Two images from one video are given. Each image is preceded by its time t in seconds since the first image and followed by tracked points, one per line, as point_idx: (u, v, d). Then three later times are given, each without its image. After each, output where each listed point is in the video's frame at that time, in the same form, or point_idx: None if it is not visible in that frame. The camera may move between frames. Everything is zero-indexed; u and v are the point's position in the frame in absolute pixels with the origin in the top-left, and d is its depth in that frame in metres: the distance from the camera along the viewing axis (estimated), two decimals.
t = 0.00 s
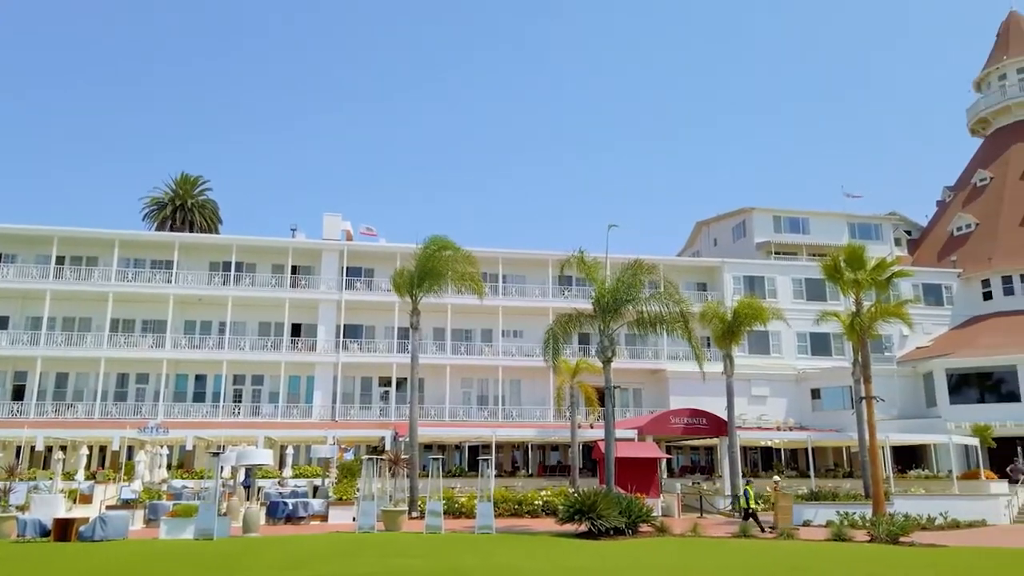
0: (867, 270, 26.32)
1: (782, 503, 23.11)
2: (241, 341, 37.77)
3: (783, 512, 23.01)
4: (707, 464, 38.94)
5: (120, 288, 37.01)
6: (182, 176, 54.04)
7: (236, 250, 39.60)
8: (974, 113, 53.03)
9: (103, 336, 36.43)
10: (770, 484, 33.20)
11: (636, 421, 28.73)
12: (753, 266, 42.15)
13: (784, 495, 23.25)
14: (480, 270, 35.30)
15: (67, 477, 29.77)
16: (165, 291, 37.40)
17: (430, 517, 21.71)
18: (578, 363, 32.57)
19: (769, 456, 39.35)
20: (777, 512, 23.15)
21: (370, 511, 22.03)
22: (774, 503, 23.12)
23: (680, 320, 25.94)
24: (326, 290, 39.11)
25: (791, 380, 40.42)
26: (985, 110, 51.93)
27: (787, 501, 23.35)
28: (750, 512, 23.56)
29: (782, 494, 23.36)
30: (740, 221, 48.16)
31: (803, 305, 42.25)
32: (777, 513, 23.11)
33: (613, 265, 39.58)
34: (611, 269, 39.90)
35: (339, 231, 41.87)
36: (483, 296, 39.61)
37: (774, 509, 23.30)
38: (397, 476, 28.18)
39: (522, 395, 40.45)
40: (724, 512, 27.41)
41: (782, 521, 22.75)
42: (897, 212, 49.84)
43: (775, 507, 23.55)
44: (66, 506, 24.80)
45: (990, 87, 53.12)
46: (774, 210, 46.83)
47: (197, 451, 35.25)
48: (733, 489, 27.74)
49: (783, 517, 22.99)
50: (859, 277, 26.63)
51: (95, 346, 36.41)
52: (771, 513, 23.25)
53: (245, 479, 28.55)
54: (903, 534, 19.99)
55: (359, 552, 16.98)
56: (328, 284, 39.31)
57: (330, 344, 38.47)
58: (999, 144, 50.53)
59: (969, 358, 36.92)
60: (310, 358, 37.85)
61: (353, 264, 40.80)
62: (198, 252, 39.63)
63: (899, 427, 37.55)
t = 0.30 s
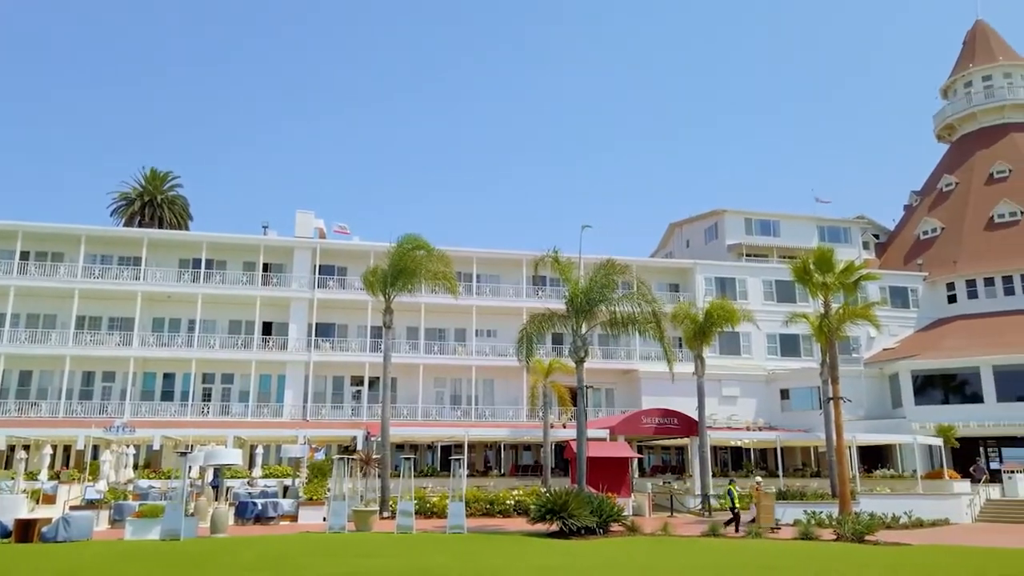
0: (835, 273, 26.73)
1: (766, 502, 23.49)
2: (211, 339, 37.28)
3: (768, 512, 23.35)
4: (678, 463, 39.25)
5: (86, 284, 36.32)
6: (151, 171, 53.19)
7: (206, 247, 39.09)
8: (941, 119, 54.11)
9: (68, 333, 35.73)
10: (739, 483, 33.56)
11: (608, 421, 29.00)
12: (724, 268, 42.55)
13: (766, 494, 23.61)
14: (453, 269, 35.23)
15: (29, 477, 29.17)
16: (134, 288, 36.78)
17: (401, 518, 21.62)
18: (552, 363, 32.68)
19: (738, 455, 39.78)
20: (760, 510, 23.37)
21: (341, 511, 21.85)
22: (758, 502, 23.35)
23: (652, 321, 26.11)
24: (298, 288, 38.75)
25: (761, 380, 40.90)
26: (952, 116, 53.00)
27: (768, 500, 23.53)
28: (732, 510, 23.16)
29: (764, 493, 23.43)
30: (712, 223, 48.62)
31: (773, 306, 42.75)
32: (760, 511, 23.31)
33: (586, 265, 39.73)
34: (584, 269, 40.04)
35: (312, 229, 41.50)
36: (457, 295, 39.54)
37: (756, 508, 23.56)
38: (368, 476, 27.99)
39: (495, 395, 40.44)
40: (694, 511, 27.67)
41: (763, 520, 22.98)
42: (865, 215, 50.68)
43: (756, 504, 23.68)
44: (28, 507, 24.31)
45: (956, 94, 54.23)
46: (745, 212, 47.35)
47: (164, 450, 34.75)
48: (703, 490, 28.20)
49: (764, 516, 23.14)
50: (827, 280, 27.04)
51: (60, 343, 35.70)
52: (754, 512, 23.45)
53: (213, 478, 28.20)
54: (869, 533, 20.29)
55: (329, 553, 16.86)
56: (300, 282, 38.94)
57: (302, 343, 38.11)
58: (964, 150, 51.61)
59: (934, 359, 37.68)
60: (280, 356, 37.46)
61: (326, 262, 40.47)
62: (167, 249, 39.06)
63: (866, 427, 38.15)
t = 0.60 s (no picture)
0: (805, 275, 27.08)
1: (749, 502, 23.30)
2: (180, 337, 36.76)
3: (751, 512, 23.09)
4: (650, 463, 39.51)
5: (52, 281, 35.60)
6: (119, 166, 52.29)
7: (176, 244, 38.55)
8: (909, 125, 55.11)
9: (33, 331, 34.99)
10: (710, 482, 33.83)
11: (581, 421, 29.18)
12: (696, 270, 42.88)
13: (749, 495, 23.46)
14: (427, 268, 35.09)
15: None
16: (101, 285, 36.14)
17: (372, 518, 21.50)
18: (525, 363, 32.74)
19: (709, 455, 40.15)
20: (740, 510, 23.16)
21: (311, 511, 21.66)
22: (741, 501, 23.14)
23: (626, 321, 26.22)
24: (270, 286, 38.32)
25: (731, 381, 41.32)
26: (919, 122, 53.99)
27: (750, 500, 23.45)
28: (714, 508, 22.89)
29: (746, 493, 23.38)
30: (685, 225, 49.01)
31: (743, 308, 43.19)
32: (743, 511, 23.09)
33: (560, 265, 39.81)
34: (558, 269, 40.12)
35: (285, 226, 41.08)
36: (431, 295, 39.43)
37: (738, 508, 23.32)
38: (339, 476, 27.79)
39: (469, 395, 40.40)
40: (665, 510, 27.88)
41: (748, 520, 22.93)
42: (835, 219, 51.44)
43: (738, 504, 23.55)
44: None
45: (924, 101, 55.25)
46: (718, 215, 47.81)
47: (131, 450, 34.21)
48: (674, 491, 28.46)
49: (748, 515, 23.09)
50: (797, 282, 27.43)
51: (23, 341, 34.94)
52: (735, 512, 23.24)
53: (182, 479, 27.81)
54: (835, 531, 20.59)
55: (299, 553, 16.71)
56: (272, 280, 38.52)
57: (274, 341, 37.72)
58: (931, 156, 52.60)
59: (900, 361, 38.38)
60: (251, 355, 37.05)
61: (298, 261, 40.09)
62: (135, 245, 38.48)
63: (833, 428, 38.70)
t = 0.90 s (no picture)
0: (774, 278, 27.45)
1: (731, 503, 23.29)
2: (147, 336, 36.14)
3: (733, 512, 23.12)
4: (621, 463, 39.75)
5: (15, 277, 34.78)
6: (86, 160, 51.31)
7: (143, 241, 37.91)
8: (876, 131, 56.13)
9: None
10: (680, 482, 34.11)
11: (553, 421, 29.31)
12: (668, 271, 43.22)
13: (731, 494, 23.50)
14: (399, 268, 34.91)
15: None
16: (65, 282, 35.39)
17: (341, 518, 21.34)
18: (498, 363, 32.77)
19: (679, 455, 40.49)
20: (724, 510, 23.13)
21: (279, 512, 21.41)
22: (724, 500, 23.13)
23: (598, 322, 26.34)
24: (239, 284, 37.83)
25: (701, 382, 41.74)
26: (887, 129, 55.01)
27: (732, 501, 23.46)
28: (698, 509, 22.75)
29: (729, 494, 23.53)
30: (657, 227, 49.38)
31: (714, 310, 43.64)
32: (724, 511, 23.10)
33: (533, 266, 39.85)
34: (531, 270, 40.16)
35: (255, 224, 40.61)
36: (403, 294, 39.24)
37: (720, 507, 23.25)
38: (308, 476, 27.54)
39: (440, 395, 40.30)
40: (635, 510, 28.09)
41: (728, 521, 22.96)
42: (804, 223, 52.18)
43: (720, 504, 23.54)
44: None
45: (891, 107, 56.27)
46: (689, 217, 48.23)
47: (95, 450, 33.58)
48: (644, 490, 28.68)
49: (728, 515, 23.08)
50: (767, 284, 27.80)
51: None
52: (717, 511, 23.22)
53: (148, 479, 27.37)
54: (801, 531, 20.90)
55: (268, 555, 16.50)
56: (242, 278, 38.03)
57: (243, 340, 37.28)
58: (897, 161, 53.59)
59: (866, 363, 39.06)
60: (220, 354, 36.56)
61: (269, 259, 39.67)
62: (101, 242, 37.77)
63: (801, 428, 39.26)
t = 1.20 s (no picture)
0: (744, 280, 27.77)
1: (711, 502, 23.42)
2: (113, 333, 35.50)
3: (712, 511, 23.18)
4: (592, 463, 39.91)
5: None
6: (51, 154, 50.25)
7: (110, 237, 37.23)
8: (845, 137, 57.05)
9: None
10: (650, 482, 34.35)
11: (525, 421, 29.38)
12: (640, 273, 43.49)
13: (711, 495, 23.67)
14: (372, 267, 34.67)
15: None
16: (29, 278, 34.64)
17: (310, 519, 21.14)
18: (470, 363, 32.76)
19: (650, 455, 40.79)
20: (703, 509, 23.21)
21: (247, 513, 21.13)
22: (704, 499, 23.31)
23: (571, 322, 26.42)
24: (209, 282, 37.31)
25: (672, 383, 42.10)
26: (855, 134, 55.93)
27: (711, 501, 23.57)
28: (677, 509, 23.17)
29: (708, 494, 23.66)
30: (630, 228, 49.69)
31: (685, 311, 44.02)
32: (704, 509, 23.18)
33: (506, 266, 39.85)
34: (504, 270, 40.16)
35: (226, 221, 40.09)
36: (376, 294, 39.01)
37: (699, 507, 23.41)
38: (277, 477, 27.25)
39: (412, 395, 40.14)
40: (606, 510, 28.24)
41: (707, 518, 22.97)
42: (774, 226, 52.85)
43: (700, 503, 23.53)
44: None
45: (859, 113, 57.22)
46: (662, 219, 48.59)
47: (58, 450, 32.92)
48: (614, 490, 28.84)
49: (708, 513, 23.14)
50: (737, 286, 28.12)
51: None
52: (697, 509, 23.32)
53: (112, 480, 26.89)
54: (768, 530, 21.14)
55: (236, 556, 16.31)
56: (211, 276, 37.52)
57: (212, 339, 36.78)
58: (865, 167, 54.51)
59: (833, 365, 39.68)
60: (188, 353, 36.03)
61: (240, 257, 39.22)
62: (67, 237, 37.03)
63: (769, 429, 39.77)
